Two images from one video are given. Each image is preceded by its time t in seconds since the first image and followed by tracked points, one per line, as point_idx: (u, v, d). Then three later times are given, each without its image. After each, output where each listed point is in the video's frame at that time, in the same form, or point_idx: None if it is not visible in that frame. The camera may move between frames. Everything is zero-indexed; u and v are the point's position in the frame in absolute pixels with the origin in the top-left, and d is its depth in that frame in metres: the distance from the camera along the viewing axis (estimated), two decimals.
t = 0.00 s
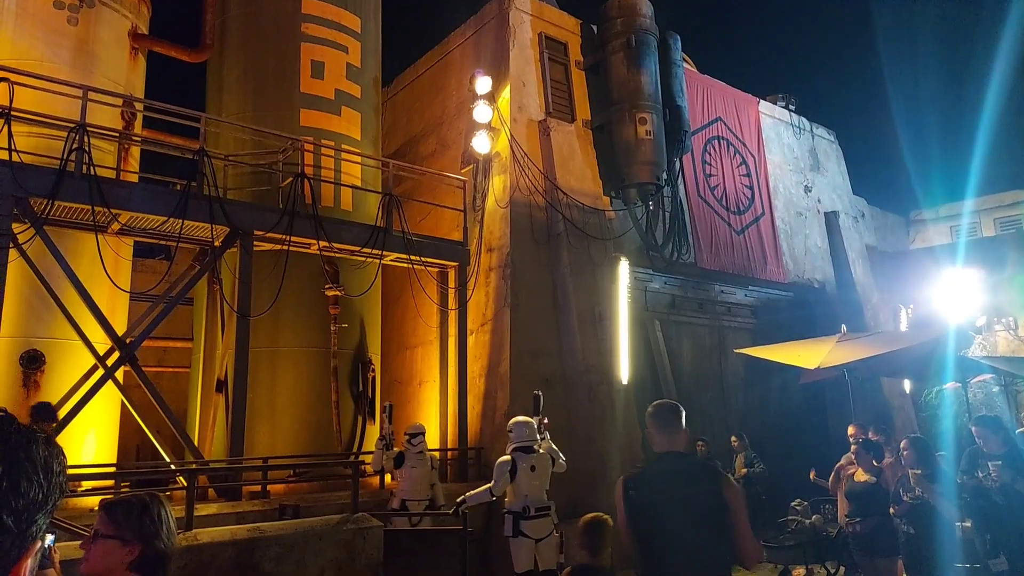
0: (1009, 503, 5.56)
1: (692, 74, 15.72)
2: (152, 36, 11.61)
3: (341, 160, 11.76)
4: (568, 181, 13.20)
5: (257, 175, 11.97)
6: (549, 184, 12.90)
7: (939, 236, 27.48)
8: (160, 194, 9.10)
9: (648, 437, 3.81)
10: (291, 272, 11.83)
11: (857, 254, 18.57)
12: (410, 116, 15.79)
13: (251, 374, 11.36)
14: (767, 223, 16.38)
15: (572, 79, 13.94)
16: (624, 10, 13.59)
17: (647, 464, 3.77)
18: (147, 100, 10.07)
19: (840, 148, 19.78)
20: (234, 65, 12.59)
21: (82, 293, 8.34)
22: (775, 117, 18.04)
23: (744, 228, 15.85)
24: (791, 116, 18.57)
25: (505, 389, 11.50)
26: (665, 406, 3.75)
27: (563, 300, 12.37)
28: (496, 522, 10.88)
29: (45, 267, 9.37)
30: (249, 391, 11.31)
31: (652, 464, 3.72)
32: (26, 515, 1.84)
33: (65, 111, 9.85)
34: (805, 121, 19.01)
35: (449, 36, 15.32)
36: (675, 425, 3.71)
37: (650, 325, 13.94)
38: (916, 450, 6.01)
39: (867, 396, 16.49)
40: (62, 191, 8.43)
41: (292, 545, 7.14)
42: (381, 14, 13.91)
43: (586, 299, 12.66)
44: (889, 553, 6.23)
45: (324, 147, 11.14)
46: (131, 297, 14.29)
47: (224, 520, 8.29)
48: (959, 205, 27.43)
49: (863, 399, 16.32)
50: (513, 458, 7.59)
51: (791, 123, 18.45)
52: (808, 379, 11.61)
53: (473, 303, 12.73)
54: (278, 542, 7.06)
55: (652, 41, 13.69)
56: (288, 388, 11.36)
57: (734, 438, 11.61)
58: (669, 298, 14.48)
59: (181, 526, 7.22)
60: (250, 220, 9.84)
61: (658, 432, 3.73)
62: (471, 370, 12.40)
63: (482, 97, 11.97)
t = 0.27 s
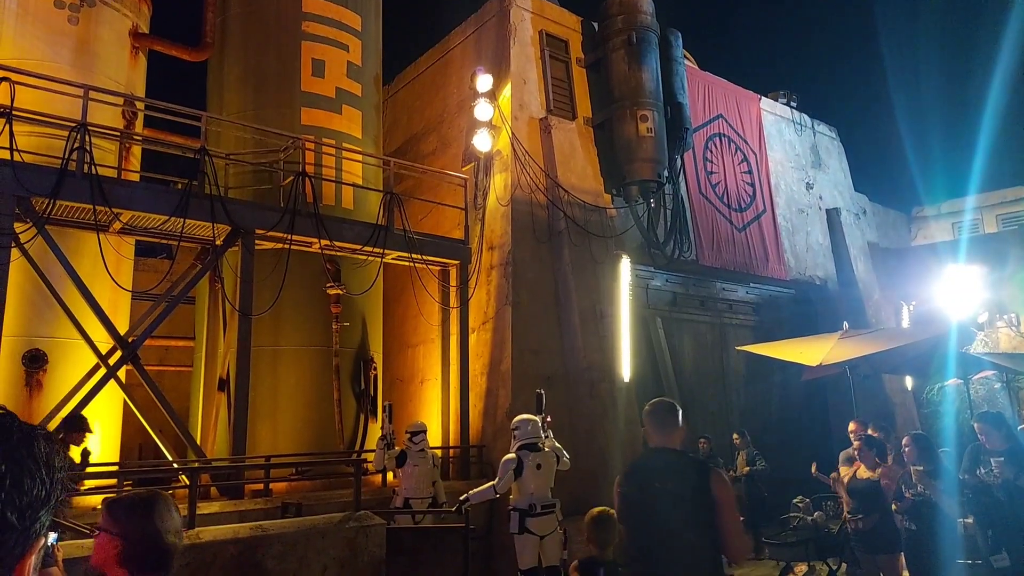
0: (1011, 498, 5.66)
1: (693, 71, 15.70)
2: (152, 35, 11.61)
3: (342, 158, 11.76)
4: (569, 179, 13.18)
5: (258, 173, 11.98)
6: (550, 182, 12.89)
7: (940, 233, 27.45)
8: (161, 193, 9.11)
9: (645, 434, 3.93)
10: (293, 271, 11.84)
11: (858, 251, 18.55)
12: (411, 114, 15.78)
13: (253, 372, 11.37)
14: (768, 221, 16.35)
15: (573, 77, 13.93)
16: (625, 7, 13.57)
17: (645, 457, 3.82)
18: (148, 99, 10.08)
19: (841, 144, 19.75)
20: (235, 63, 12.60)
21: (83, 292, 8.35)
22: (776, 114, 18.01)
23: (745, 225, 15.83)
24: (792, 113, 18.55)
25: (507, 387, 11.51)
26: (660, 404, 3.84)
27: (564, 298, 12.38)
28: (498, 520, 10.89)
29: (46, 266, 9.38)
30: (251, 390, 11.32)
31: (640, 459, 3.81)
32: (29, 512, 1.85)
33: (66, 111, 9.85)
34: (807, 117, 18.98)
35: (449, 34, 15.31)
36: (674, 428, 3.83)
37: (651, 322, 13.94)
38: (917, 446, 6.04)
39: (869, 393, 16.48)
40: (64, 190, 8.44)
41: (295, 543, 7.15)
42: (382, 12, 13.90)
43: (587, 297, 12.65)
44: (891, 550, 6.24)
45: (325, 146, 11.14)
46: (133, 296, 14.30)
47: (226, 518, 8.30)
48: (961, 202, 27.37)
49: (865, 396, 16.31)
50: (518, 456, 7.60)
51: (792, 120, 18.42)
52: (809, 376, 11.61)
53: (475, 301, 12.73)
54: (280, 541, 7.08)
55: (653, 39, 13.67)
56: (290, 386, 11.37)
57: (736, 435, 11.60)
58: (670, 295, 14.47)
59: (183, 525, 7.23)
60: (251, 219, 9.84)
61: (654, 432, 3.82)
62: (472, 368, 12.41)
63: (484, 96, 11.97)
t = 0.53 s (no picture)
0: (1003, 495, 5.52)
1: (692, 67, 15.68)
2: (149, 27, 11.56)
3: (340, 152, 11.73)
4: (567, 174, 13.16)
5: (256, 167, 11.95)
6: (548, 178, 12.87)
7: (938, 231, 27.49)
8: (157, 186, 9.08)
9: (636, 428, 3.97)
10: (290, 265, 11.82)
11: (855, 249, 18.58)
12: (409, 109, 15.75)
13: (250, 367, 11.37)
14: (766, 218, 16.36)
15: (572, 72, 13.90)
16: (624, 2, 13.54)
17: (638, 450, 3.83)
18: (144, 92, 10.04)
19: (839, 142, 19.76)
20: (233, 56, 12.55)
21: (79, 285, 8.32)
22: (775, 111, 18.00)
23: (743, 222, 15.82)
24: (791, 110, 18.54)
25: (504, 382, 11.51)
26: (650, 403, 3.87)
27: (561, 293, 12.37)
28: (494, 514, 10.92)
29: (40, 259, 9.35)
30: (248, 384, 11.33)
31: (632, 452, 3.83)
32: (20, 506, 1.85)
33: (61, 102, 9.81)
34: (805, 115, 18.97)
35: (448, 29, 15.27)
36: (663, 419, 3.85)
37: (648, 319, 13.95)
38: (911, 442, 6.07)
39: (865, 390, 16.51)
40: (59, 183, 8.40)
41: (290, 537, 7.15)
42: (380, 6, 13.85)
43: (585, 293, 12.65)
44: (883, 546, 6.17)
45: (322, 140, 11.11)
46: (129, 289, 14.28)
47: (221, 512, 8.30)
48: (958, 200, 27.42)
49: (862, 393, 16.35)
50: (516, 451, 7.57)
51: (791, 117, 18.41)
52: (805, 373, 11.63)
53: (472, 297, 12.73)
54: (275, 535, 7.08)
55: (653, 34, 13.64)
56: (286, 381, 11.37)
57: (732, 431, 11.61)
58: (668, 292, 14.48)
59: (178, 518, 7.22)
60: (248, 212, 9.82)
61: (647, 428, 3.84)
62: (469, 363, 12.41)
63: (482, 90, 11.99)
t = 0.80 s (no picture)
0: (999, 488, 5.58)
1: (689, 62, 15.67)
2: (144, 22, 11.52)
3: (336, 148, 11.71)
4: (564, 169, 13.13)
5: (252, 163, 11.92)
6: (545, 173, 12.86)
7: (934, 226, 27.55)
8: (154, 182, 9.05)
9: (630, 428, 4.05)
10: (287, 261, 11.81)
11: (852, 243, 18.60)
12: (405, 104, 15.72)
13: (247, 363, 11.37)
14: (763, 213, 16.36)
15: (569, 67, 13.87)
16: None
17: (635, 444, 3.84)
18: (140, 87, 10.00)
19: (836, 137, 19.76)
20: (229, 51, 12.51)
21: (76, 282, 8.30)
22: (772, 106, 17.99)
23: (740, 217, 15.83)
24: (787, 105, 18.53)
25: (502, 377, 11.51)
26: (640, 400, 3.96)
27: (558, 289, 12.38)
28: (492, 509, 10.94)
29: (36, 255, 9.32)
30: (246, 380, 11.33)
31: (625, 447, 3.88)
32: (9, 503, 2.08)
33: (56, 98, 9.77)
34: (802, 109, 18.97)
35: (444, 24, 15.23)
36: (657, 417, 3.91)
37: (645, 314, 13.96)
38: (908, 436, 6.14)
39: (862, 384, 16.54)
40: (55, 179, 8.38)
41: (289, 533, 7.16)
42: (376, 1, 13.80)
43: (582, 288, 12.64)
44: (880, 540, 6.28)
45: (318, 135, 11.08)
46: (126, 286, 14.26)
47: (219, 508, 8.31)
48: (954, 195, 27.48)
49: (859, 388, 16.39)
50: (514, 446, 7.59)
51: (787, 111, 18.41)
52: (803, 367, 11.65)
53: (470, 292, 12.73)
54: (273, 531, 7.08)
55: (650, 29, 13.61)
56: (283, 377, 11.36)
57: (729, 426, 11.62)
58: (665, 287, 14.50)
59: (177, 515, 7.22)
60: (245, 208, 9.79)
61: (640, 424, 3.91)
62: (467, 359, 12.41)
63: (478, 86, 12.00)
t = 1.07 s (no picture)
0: (995, 485, 5.61)
1: (686, 59, 15.67)
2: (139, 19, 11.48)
3: (333, 145, 11.68)
4: (560, 166, 13.12)
5: (248, 160, 11.89)
6: (542, 170, 12.85)
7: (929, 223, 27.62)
8: (149, 179, 9.02)
9: (619, 421, 4.00)
10: (283, 259, 11.79)
11: (848, 240, 18.63)
12: (402, 101, 15.68)
13: (244, 361, 11.35)
14: (760, 210, 16.36)
15: (566, 64, 13.86)
16: None
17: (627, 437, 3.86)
18: (135, 84, 9.96)
19: (833, 134, 19.77)
20: (225, 48, 12.47)
21: (71, 280, 8.27)
22: (768, 103, 18.00)
23: (737, 215, 15.83)
24: (784, 102, 18.54)
25: (499, 375, 11.51)
26: (636, 396, 3.93)
27: (555, 286, 12.39)
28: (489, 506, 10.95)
29: (31, 253, 9.29)
30: (242, 378, 11.30)
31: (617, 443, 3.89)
32: None
33: (51, 95, 9.73)
34: (799, 107, 18.98)
35: (441, 21, 15.20)
36: (648, 411, 3.90)
37: (642, 311, 13.97)
38: (905, 434, 6.13)
39: (858, 380, 16.58)
40: (50, 176, 8.34)
41: (286, 531, 7.16)
42: None
43: (579, 285, 12.63)
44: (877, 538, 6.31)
45: (315, 132, 11.05)
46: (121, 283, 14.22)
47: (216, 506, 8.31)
48: (949, 192, 27.54)
49: (855, 384, 16.43)
50: (511, 443, 7.59)
51: (784, 109, 18.42)
52: (799, 364, 11.68)
53: (467, 290, 12.73)
54: (271, 529, 7.08)
55: (646, 26, 13.59)
56: (280, 375, 11.34)
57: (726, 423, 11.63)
58: (662, 285, 14.52)
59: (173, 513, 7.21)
60: (241, 206, 9.77)
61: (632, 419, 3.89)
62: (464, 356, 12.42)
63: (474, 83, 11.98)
